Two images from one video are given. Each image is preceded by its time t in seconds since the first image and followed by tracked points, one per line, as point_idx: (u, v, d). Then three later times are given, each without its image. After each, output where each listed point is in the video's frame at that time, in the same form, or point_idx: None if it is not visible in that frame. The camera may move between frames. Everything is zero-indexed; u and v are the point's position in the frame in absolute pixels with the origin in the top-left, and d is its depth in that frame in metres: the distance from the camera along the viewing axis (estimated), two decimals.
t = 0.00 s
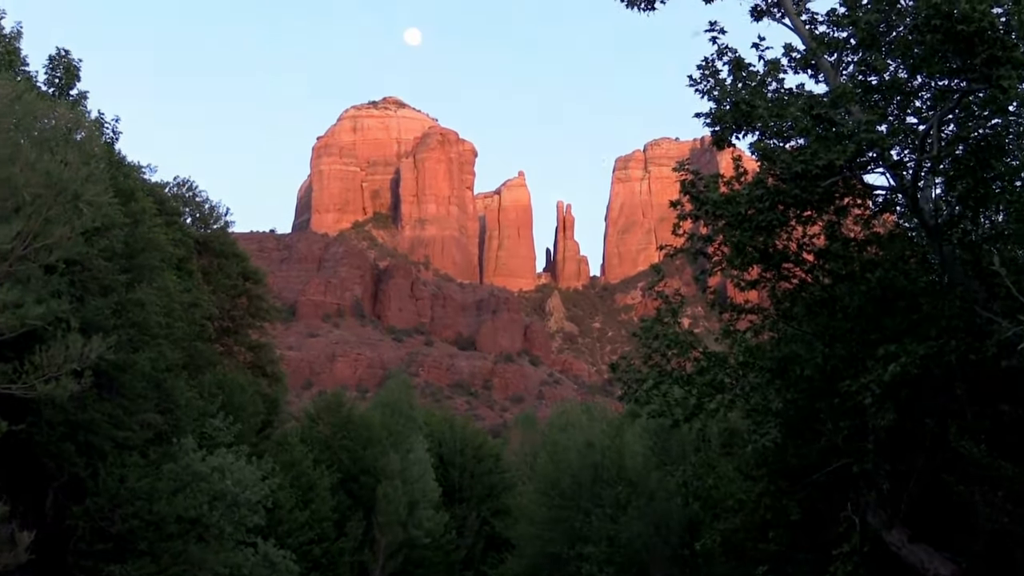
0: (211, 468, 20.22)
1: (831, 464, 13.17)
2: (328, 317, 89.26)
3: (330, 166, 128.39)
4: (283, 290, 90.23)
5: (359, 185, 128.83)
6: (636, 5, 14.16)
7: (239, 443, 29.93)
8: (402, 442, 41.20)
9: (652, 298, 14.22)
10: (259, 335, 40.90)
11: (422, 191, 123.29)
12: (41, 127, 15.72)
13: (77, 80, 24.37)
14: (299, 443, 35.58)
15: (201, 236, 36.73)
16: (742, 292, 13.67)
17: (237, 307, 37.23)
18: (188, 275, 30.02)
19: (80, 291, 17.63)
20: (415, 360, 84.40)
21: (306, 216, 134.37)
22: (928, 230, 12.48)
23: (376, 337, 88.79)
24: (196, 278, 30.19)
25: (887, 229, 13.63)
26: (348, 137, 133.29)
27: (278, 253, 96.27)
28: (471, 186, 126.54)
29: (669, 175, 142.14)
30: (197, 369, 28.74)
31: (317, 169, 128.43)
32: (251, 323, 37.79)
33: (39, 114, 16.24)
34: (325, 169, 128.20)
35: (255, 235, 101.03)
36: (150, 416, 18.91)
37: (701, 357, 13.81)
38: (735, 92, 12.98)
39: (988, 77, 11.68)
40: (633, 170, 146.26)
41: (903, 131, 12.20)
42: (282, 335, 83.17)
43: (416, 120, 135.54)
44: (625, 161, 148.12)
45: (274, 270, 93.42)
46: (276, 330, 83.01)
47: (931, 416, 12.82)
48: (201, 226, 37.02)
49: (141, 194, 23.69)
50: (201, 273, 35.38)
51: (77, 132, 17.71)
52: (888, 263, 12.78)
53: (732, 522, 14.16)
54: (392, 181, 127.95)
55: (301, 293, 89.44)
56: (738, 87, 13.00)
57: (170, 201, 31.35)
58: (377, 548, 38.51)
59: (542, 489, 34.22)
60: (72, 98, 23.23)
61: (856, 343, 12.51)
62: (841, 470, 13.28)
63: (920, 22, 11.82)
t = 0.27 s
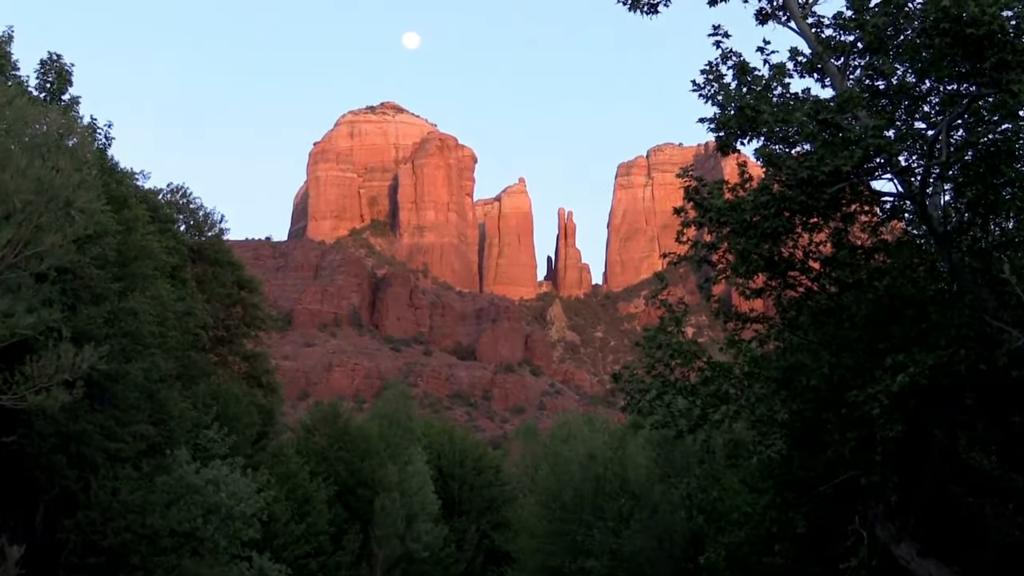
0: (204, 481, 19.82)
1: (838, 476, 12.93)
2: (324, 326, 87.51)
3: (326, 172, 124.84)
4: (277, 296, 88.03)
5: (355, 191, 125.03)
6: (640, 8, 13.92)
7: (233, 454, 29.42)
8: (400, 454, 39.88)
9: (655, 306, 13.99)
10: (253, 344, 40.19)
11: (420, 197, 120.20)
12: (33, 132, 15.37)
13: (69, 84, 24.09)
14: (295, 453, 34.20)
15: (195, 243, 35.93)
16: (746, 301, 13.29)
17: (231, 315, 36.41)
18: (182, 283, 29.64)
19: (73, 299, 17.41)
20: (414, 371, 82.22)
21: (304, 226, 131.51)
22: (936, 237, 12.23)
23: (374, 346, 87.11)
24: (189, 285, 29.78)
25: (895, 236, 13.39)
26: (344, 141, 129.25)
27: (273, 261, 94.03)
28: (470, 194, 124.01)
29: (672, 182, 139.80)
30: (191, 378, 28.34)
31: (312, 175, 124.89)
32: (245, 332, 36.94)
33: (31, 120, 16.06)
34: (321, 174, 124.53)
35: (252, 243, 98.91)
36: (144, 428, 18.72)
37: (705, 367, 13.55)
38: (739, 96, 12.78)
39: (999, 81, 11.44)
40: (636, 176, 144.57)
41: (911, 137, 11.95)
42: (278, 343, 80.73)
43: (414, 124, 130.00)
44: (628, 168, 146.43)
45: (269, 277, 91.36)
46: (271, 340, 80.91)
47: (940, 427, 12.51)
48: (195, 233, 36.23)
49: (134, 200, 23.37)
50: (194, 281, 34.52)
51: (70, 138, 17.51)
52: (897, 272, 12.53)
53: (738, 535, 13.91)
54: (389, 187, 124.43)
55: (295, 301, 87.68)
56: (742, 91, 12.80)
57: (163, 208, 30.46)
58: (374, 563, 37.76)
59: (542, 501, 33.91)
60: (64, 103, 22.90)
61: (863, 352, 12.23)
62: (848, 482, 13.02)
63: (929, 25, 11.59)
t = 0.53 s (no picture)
0: (197, 488, 19.46)
1: (845, 483, 12.71)
2: (320, 331, 81.80)
3: (321, 172, 118.70)
4: (274, 300, 82.25)
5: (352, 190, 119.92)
6: (642, 7, 13.60)
7: (228, 462, 28.93)
8: (397, 460, 39.20)
9: (658, 310, 13.76)
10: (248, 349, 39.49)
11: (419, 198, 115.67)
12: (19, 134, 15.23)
13: (60, 84, 23.87)
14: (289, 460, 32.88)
15: (189, 246, 34.48)
16: (751, 304, 13.11)
17: (226, 319, 35.34)
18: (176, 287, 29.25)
19: (64, 304, 17.17)
20: (411, 373, 77.88)
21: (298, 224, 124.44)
22: (945, 239, 12.00)
23: (371, 350, 82.02)
24: (182, 290, 29.33)
25: (903, 237, 13.16)
26: (342, 142, 124.13)
27: (267, 264, 88.10)
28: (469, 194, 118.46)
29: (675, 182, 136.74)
30: (182, 385, 27.90)
31: (306, 175, 119.01)
32: (240, 336, 36.08)
33: (20, 118, 15.78)
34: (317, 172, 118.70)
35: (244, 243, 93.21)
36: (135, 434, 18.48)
37: (708, 372, 13.32)
38: (743, 96, 12.52)
39: (1008, 80, 11.20)
40: (638, 178, 141.06)
41: (918, 137, 11.70)
42: (269, 347, 75.95)
43: (415, 126, 124.72)
44: (630, 169, 142.86)
45: (262, 278, 85.26)
46: (265, 343, 76.32)
47: (949, 433, 12.22)
48: (188, 235, 34.70)
49: (126, 202, 23.02)
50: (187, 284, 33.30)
51: (59, 138, 17.15)
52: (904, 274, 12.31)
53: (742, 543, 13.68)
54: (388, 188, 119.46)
55: (290, 304, 81.95)
56: (747, 91, 12.54)
57: (157, 209, 29.89)
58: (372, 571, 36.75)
59: (543, 510, 33.55)
60: (55, 102, 22.65)
61: (870, 356, 12.08)
62: (856, 489, 12.80)
63: (937, 23, 11.26)
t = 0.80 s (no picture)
0: (192, 494, 19.17)
1: (851, 487, 12.51)
2: (316, 333, 77.66)
3: (318, 173, 108.32)
4: (269, 302, 78.96)
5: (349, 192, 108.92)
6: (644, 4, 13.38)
7: (223, 467, 28.42)
8: (396, 465, 38.27)
9: (661, 313, 13.53)
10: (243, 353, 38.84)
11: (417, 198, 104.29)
12: (11, 132, 15.26)
13: (52, 81, 23.70)
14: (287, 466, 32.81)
15: (182, 246, 33.68)
16: (756, 306, 12.95)
17: (220, 322, 34.68)
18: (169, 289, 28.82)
19: (55, 306, 16.90)
20: (411, 378, 73.81)
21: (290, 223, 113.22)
22: (954, 239, 11.79)
23: (368, 353, 77.62)
24: (177, 292, 28.89)
25: (910, 238, 12.94)
26: (338, 142, 112.25)
27: (262, 265, 83.82)
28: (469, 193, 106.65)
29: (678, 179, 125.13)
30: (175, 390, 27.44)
31: (302, 175, 108.69)
32: (234, 339, 35.33)
33: (11, 117, 15.75)
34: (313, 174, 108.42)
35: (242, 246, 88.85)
36: (128, 438, 18.22)
37: (713, 376, 13.10)
38: (749, 94, 12.32)
39: (1019, 77, 11.01)
40: (642, 177, 128.99)
41: (927, 135, 11.48)
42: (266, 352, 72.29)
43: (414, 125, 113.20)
44: (633, 168, 131.74)
45: (257, 281, 81.61)
46: (261, 347, 72.42)
47: (958, 437, 12.00)
48: (182, 236, 33.91)
49: (118, 203, 22.70)
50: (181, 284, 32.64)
51: (50, 137, 16.88)
52: (913, 275, 12.07)
53: (747, 549, 13.46)
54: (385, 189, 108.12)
55: (286, 306, 78.41)
56: (753, 89, 12.34)
57: (150, 209, 29.63)
58: None
59: (544, 516, 33.19)
60: (46, 100, 22.43)
61: (878, 359, 11.87)
62: (862, 493, 12.61)
63: (946, 20, 11.08)
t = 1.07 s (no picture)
0: (186, 504, 18.94)
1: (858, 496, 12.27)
2: (312, 340, 72.67)
3: (313, 175, 100.97)
4: (262, 308, 73.70)
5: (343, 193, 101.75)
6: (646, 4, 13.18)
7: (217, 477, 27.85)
8: (392, 475, 37.84)
9: (665, 319, 13.30)
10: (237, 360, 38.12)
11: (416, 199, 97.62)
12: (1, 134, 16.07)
13: (42, 83, 23.51)
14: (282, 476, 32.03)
15: (175, 251, 33.42)
16: (762, 312, 12.77)
17: (215, 328, 34.29)
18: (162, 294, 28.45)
19: (45, 312, 16.75)
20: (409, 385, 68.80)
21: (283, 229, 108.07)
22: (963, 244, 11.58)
23: (365, 360, 72.70)
24: (169, 298, 28.51)
25: (919, 242, 12.71)
26: (335, 145, 106.63)
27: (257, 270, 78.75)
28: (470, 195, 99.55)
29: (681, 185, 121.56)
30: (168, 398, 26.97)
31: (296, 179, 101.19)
32: (229, 345, 34.76)
33: None
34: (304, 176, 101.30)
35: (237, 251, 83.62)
36: (120, 448, 17.97)
37: (717, 383, 12.88)
38: (754, 96, 12.11)
39: None
40: (644, 179, 124.86)
41: (936, 137, 11.28)
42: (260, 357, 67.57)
43: (412, 126, 107.04)
44: (636, 171, 126.38)
45: (252, 287, 76.78)
46: (253, 354, 67.50)
47: (968, 446, 11.62)
48: (175, 240, 33.56)
49: (111, 206, 22.41)
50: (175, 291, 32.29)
51: (42, 139, 17.81)
52: (921, 281, 11.78)
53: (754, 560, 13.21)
54: (383, 192, 101.87)
55: (280, 311, 73.23)
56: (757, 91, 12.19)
57: (143, 213, 29.41)
58: None
59: (545, 525, 33.10)
60: (36, 102, 22.25)
61: (885, 365, 11.54)
62: (870, 502, 12.36)
63: (955, 19, 10.79)
